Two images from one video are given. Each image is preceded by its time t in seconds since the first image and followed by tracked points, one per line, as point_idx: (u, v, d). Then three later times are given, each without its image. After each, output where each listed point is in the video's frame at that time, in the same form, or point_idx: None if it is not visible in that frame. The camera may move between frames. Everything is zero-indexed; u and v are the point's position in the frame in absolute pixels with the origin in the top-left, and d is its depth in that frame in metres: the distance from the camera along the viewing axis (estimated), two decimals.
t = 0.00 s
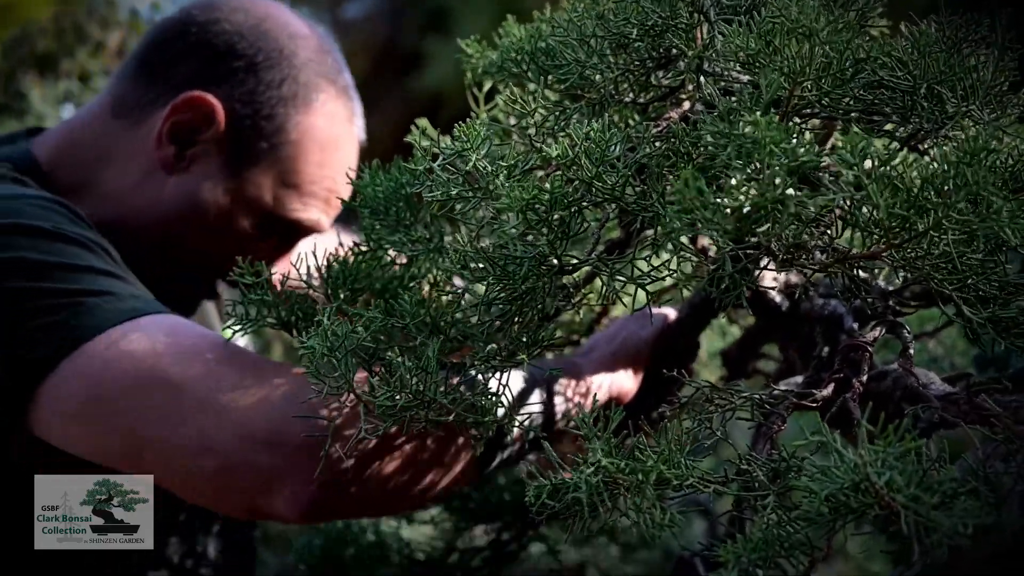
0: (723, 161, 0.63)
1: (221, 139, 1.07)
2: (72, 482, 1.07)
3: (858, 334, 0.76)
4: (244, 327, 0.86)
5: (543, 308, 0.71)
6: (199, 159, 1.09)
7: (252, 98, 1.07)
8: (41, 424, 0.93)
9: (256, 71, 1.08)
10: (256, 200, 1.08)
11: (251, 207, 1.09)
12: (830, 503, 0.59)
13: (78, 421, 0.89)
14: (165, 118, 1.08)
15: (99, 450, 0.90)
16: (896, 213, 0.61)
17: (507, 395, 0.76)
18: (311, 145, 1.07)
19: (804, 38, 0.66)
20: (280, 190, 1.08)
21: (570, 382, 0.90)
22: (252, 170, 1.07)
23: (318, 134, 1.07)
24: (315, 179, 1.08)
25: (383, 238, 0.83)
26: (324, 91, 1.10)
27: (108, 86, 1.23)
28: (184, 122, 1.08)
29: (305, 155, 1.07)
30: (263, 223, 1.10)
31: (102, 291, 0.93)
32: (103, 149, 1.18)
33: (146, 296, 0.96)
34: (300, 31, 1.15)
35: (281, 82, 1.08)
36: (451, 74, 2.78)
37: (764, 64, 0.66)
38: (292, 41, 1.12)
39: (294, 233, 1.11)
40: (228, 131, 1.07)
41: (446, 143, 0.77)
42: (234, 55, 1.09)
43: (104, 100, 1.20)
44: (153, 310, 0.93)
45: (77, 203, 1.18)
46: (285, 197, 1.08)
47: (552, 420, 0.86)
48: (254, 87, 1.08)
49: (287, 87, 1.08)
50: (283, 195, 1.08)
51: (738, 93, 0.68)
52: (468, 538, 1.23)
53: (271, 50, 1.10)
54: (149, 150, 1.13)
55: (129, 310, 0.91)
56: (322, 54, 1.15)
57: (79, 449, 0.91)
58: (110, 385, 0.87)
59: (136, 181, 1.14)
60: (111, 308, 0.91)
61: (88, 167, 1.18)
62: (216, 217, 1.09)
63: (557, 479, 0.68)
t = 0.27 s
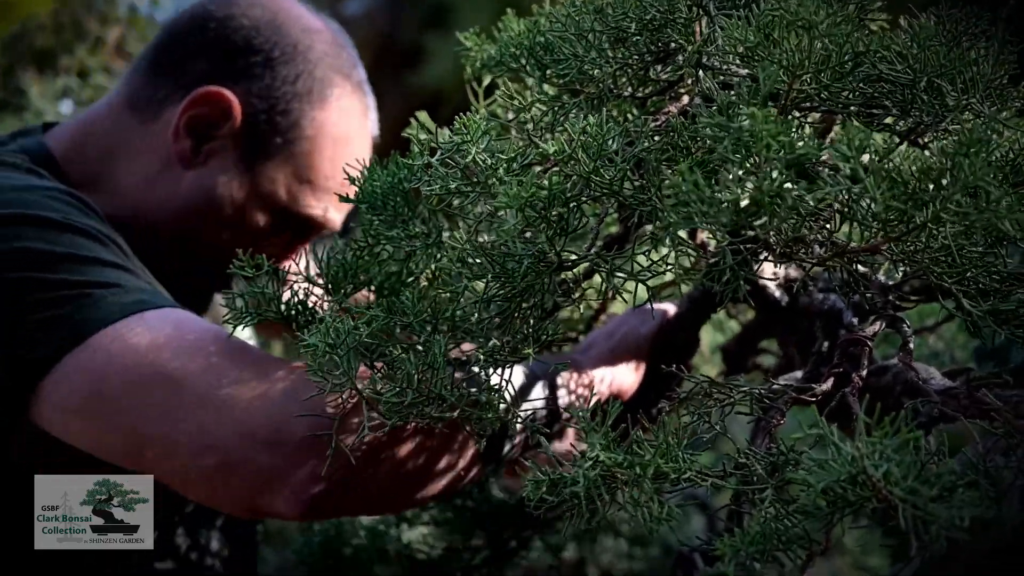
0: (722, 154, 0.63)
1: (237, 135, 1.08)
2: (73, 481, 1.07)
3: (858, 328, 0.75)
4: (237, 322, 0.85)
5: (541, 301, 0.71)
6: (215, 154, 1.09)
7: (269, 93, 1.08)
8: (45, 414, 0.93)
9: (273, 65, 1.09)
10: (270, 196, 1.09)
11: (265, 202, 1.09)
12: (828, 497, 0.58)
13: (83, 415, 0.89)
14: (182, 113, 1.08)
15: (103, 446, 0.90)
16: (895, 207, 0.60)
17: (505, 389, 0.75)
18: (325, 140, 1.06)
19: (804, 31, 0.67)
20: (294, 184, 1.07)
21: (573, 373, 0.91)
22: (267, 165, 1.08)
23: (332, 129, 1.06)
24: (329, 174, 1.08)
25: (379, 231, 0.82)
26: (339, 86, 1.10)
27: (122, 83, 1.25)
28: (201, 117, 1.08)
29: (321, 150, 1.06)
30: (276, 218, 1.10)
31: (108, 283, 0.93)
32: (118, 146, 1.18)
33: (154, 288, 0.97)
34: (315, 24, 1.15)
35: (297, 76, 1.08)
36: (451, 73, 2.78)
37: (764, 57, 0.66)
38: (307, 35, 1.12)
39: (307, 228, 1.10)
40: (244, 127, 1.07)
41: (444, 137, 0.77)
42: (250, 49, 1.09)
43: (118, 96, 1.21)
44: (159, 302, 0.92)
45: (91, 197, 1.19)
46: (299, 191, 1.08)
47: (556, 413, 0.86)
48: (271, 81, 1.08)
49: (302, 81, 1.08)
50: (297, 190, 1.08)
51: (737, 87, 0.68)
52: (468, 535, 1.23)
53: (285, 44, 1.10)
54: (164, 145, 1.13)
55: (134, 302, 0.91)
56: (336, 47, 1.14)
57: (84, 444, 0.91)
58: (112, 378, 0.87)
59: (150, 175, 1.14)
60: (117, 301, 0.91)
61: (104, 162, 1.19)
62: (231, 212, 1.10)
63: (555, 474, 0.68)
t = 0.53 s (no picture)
0: (720, 149, 0.63)
1: (254, 136, 1.13)
2: (74, 481, 1.15)
3: (857, 325, 0.75)
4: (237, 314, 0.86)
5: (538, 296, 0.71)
6: (232, 154, 1.15)
7: (285, 96, 1.14)
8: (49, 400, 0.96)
9: (289, 69, 1.16)
10: (285, 196, 1.16)
11: (280, 201, 1.16)
12: (824, 493, 0.58)
13: (84, 400, 0.91)
14: (200, 113, 1.13)
15: (100, 432, 0.92)
16: (893, 197, 0.60)
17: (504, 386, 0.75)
18: (339, 143, 1.14)
19: (802, 25, 0.65)
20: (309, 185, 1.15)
21: (572, 371, 0.91)
22: (282, 165, 1.14)
23: (347, 133, 1.14)
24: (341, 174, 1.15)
25: (377, 226, 0.82)
26: (354, 92, 1.18)
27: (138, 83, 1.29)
28: (218, 119, 1.13)
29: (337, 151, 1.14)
30: (292, 218, 1.18)
31: (119, 271, 0.97)
32: (133, 143, 1.23)
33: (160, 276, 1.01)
34: (330, 34, 1.23)
35: (313, 82, 1.16)
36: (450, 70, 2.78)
37: (762, 52, 0.66)
38: (324, 44, 1.21)
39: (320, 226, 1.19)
40: (259, 127, 1.13)
41: (443, 132, 0.77)
42: (268, 56, 1.17)
43: (135, 95, 1.27)
44: (166, 291, 0.96)
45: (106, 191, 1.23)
46: (314, 192, 1.16)
47: (554, 412, 0.86)
48: (287, 85, 1.14)
49: (318, 86, 1.15)
50: (313, 191, 1.16)
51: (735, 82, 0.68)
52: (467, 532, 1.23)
53: (302, 52, 1.18)
54: (181, 144, 1.18)
55: (141, 292, 0.95)
56: (351, 56, 1.23)
57: (83, 430, 0.94)
58: (115, 362, 0.89)
59: (165, 172, 1.19)
60: (125, 289, 0.95)
61: (117, 159, 1.23)
62: (246, 210, 1.16)
63: (552, 470, 0.68)
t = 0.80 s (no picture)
0: (718, 152, 0.63)
1: (265, 133, 1.13)
2: (73, 481, 1.15)
3: (854, 326, 0.74)
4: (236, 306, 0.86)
5: (536, 298, 0.71)
6: (244, 152, 1.15)
7: (297, 95, 1.15)
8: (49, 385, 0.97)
9: (299, 70, 1.17)
10: (296, 192, 1.15)
11: (291, 199, 1.15)
12: (823, 498, 0.58)
13: (84, 384, 0.92)
14: (213, 111, 1.13)
15: (100, 416, 0.92)
16: (893, 198, 0.60)
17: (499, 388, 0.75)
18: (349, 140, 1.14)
19: (800, 26, 0.64)
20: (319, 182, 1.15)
21: (569, 373, 0.90)
22: (293, 162, 1.14)
23: (356, 130, 1.15)
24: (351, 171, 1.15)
25: (372, 225, 0.80)
26: (362, 91, 1.19)
27: (148, 81, 1.30)
28: (230, 118, 1.13)
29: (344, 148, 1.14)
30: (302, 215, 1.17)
31: (122, 258, 0.98)
32: (141, 142, 1.23)
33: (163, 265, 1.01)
34: (336, 35, 1.25)
35: (322, 81, 1.17)
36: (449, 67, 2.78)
37: (760, 53, 0.66)
38: (330, 45, 1.22)
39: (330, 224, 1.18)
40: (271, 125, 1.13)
41: (441, 132, 0.77)
42: (279, 56, 1.18)
43: (144, 92, 1.28)
44: (170, 281, 0.96)
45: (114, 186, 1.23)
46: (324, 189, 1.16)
47: (547, 413, 0.87)
48: (298, 84, 1.16)
49: (328, 85, 1.17)
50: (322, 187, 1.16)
51: (733, 83, 0.68)
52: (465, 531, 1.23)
53: (311, 53, 1.19)
54: (192, 142, 1.19)
55: (143, 279, 0.95)
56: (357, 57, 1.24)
57: (82, 413, 0.94)
58: (114, 347, 0.90)
59: (174, 169, 1.19)
60: (128, 276, 0.95)
61: (126, 154, 1.23)
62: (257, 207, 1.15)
63: (550, 474, 0.68)
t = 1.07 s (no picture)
0: (718, 152, 0.63)
1: (278, 137, 1.13)
2: (74, 481, 1.15)
3: (854, 327, 0.74)
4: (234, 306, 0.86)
5: (535, 299, 0.71)
6: (257, 156, 1.15)
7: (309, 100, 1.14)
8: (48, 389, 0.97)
9: (312, 74, 1.16)
10: (308, 196, 1.14)
11: (303, 202, 1.15)
12: (823, 498, 0.58)
13: (83, 388, 0.92)
14: (226, 116, 1.13)
15: (101, 421, 0.92)
16: (892, 200, 0.60)
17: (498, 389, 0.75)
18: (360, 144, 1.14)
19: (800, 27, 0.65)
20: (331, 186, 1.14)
21: (568, 374, 0.91)
22: (305, 166, 1.14)
23: (367, 134, 1.14)
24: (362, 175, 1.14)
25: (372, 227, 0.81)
26: (374, 95, 1.18)
27: (158, 85, 1.31)
28: (243, 122, 1.13)
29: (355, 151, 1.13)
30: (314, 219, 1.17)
31: (127, 261, 0.98)
32: (155, 146, 1.24)
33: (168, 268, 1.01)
34: (348, 38, 1.24)
35: (335, 85, 1.16)
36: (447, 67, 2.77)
37: (760, 53, 0.66)
38: (342, 49, 1.21)
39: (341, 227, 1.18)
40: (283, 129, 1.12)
41: (439, 133, 0.77)
42: (292, 60, 1.17)
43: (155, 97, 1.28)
44: (174, 284, 0.96)
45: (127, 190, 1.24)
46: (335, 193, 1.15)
47: (548, 415, 0.87)
48: (310, 88, 1.15)
49: (340, 89, 1.15)
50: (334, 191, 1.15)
51: (733, 83, 0.67)
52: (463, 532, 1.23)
53: (323, 57, 1.18)
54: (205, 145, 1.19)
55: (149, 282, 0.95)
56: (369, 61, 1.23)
57: (83, 417, 0.94)
58: (116, 351, 0.90)
59: (187, 173, 1.19)
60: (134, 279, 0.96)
61: (140, 159, 1.25)
62: (270, 211, 1.14)
63: (549, 475, 0.67)
